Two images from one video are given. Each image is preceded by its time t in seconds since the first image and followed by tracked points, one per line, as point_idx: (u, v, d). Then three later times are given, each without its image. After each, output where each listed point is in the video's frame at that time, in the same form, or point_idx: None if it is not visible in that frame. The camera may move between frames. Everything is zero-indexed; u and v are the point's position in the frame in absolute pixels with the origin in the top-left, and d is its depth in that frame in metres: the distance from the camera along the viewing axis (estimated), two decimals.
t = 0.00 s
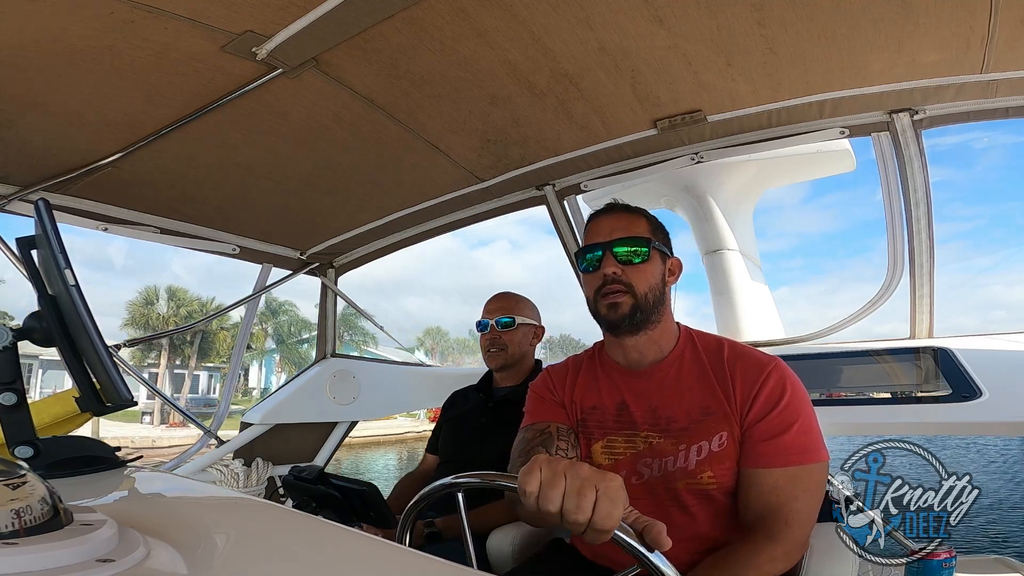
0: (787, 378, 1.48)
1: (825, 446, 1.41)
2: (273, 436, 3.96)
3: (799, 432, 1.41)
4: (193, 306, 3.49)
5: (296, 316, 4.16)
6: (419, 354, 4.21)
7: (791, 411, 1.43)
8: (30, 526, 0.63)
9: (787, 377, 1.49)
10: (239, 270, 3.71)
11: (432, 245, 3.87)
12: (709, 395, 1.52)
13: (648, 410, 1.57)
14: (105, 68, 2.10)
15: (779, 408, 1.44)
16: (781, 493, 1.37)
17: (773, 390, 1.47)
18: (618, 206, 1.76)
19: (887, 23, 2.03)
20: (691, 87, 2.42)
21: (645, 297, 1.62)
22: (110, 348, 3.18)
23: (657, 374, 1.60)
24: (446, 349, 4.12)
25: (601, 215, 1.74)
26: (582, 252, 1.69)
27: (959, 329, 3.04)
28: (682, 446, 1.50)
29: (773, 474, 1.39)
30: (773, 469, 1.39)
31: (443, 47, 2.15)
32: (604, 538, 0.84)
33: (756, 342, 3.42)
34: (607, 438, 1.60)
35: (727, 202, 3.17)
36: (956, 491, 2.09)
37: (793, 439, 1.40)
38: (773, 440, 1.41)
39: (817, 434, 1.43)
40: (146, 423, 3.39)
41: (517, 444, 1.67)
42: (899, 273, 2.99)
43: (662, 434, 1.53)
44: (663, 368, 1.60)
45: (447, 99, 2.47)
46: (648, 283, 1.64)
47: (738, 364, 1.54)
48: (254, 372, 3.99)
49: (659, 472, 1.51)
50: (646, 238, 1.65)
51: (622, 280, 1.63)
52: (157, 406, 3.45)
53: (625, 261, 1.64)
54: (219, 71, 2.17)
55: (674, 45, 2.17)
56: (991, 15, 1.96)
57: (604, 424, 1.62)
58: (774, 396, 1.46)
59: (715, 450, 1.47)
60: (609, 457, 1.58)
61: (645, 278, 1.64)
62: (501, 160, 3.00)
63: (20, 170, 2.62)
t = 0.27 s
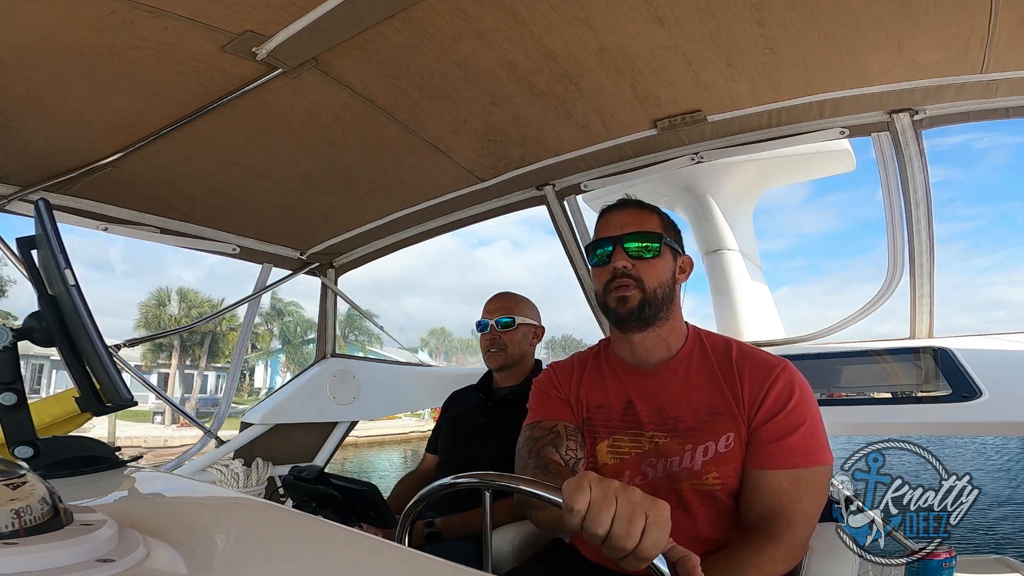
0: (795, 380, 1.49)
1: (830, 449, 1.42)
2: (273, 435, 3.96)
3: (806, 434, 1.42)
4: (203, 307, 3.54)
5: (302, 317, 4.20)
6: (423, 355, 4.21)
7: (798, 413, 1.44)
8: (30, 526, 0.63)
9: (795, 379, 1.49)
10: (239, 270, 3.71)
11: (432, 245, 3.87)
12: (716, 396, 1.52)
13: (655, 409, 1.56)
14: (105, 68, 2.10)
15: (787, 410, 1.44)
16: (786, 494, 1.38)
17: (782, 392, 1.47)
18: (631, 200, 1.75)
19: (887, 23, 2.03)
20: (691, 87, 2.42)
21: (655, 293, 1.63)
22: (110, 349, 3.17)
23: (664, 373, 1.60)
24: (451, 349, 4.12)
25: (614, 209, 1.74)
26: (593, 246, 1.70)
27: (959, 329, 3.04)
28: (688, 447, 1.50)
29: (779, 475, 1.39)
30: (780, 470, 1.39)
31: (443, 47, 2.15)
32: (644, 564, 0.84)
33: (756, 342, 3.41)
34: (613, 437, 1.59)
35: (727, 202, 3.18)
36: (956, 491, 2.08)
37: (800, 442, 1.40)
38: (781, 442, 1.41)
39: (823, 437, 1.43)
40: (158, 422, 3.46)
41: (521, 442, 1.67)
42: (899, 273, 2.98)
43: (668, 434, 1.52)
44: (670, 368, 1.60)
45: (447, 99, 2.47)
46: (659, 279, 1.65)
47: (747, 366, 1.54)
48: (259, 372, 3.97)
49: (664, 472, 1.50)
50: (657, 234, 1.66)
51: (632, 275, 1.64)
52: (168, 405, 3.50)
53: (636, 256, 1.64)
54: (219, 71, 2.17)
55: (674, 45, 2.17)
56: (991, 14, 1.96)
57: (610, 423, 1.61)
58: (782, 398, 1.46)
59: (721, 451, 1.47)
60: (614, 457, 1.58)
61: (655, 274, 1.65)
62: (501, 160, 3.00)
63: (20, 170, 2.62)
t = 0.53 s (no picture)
0: (800, 381, 1.49)
1: (834, 451, 1.42)
2: (273, 435, 3.96)
3: (811, 435, 1.42)
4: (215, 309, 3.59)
5: (307, 318, 4.23)
6: (427, 355, 4.22)
7: (803, 414, 1.44)
8: (30, 526, 0.63)
9: (800, 381, 1.49)
10: (239, 270, 3.71)
11: (433, 245, 3.87)
12: (721, 397, 1.52)
13: (659, 411, 1.56)
14: (105, 68, 2.10)
15: (791, 411, 1.44)
16: (790, 495, 1.38)
17: (787, 393, 1.47)
18: (637, 200, 1.74)
19: (887, 23, 2.03)
20: (691, 87, 2.42)
21: (661, 293, 1.62)
22: (111, 349, 3.14)
23: (668, 375, 1.60)
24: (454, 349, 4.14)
25: (620, 208, 1.73)
26: (598, 245, 1.69)
27: (959, 329, 3.04)
28: (693, 447, 1.50)
29: (784, 476, 1.39)
30: (784, 471, 1.39)
31: (443, 47, 2.15)
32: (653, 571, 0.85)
33: (756, 342, 3.42)
34: (616, 439, 1.59)
35: (727, 202, 3.18)
36: (955, 491, 2.07)
37: (805, 443, 1.40)
38: (785, 442, 1.41)
39: (827, 438, 1.43)
40: (170, 422, 3.51)
41: (524, 443, 1.67)
42: (899, 274, 2.98)
43: (672, 435, 1.52)
44: (675, 369, 1.60)
45: (447, 99, 2.47)
46: (665, 279, 1.64)
47: (751, 367, 1.54)
48: (265, 372, 4.01)
49: (668, 473, 1.50)
50: (665, 234, 1.65)
51: (639, 274, 1.63)
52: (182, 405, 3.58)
53: (642, 256, 1.63)
54: (219, 71, 2.17)
55: (674, 45, 2.17)
56: (991, 15, 1.96)
57: (614, 425, 1.61)
58: (787, 399, 1.46)
59: (726, 452, 1.47)
60: (618, 458, 1.58)
61: (661, 274, 1.64)
62: (501, 160, 3.00)
63: (20, 170, 2.62)
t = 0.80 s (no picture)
0: (799, 379, 1.49)
1: (835, 449, 1.42)
2: (273, 435, 3.96)
3: (811, 433, 1.42)
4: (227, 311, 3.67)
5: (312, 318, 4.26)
6: (431, 355, 4.23)
7: (803, 412, 1.44)
8: (30, 526, 0.63)
9: (800, 379, 1.49)
10: (239, 270, 3.71)
11: (433, 245, 3.87)
12: (722, 395, 1.52)
13: (660, 409, 1.56)
14: (105, 68, 2.10)
15: (791, 408, 1.44)
16: (791, 492, 1.38)
17: (787, 391, 1.47)
18: (634, 202, 1.75)
19: (887, 23, 2.03)
20: (691, 87, 2.43)
21: (659, 294, 1.62)
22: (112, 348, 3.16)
23: (669, 374, 1.60)
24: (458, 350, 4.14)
25: (617, 210, 1.73)
26: (596, 246, 1.69)
27: (959, 329, 3.04)
28: (694, 446, 1.50)
29: (785, 473, 1.39)
30: (785, 468, 1.39)
31: (443, 47, 2.15)
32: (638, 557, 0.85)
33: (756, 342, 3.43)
34: (618, 438, 1.59)
35: (727, 202, 3.17)
36: (956, 491, 2.07)
37: (805, 440, 1.40)
38: (785, 440, 1.41)
39: (828, 436, 1.43)
40: (181, 423, 3.55)
41: (525, 443, 1.67)
42: (899, 274, 2.98)
43: (673, 433, 1.52)
44: (675, 368, 1.60)
45: (447, 99, 2.47)
46: (662, 279, 1.64)
47: (752, 365, 1.54)
48: (271, 373, 4.02)
49: (669, 471, 1.50)
50: (661, 234, 1.65)
51: (636, 275, 1.63)
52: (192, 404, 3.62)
53: (640, 257, 1.64)
54: (219, 71, 2.17)
55: (674, 45, 2.17)
56: (991, 15, 1.96)
57: (615, 424, 1.61)
58: (787, 397, 1.46)
59: (727, 450, 1.47)
60: (619, 457, 1.57)
61: (659, 274, 1.64)
62: (501, 160, 3.00)
63: (20, 170, 2.62)
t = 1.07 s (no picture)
0: (793, 375, 1.48)
1: (830, 443, 1.41)
2: (273, 435, 3.96)
3: (806, 427, 1.41)
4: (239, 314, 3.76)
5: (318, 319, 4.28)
6: (435, 356, 4.22)
7: (797, 407, 1.43)
8: (30, 526, 0.63)
9: (793, 374, 1.49)
10: (239, 270, 3.71)
11: (433, 245, 3.87)
12: (716, 393, 1.52)
13: (656, 408, 1.57)
14: (105, 68, 2.10)
15: (785, 404, 1.44)
16: (787, 487, 1.37)
17: (780, 387, 1.47)
18: (620, 206, 1.76)
19: (888, 23, 2.03)
20: (691, 87, 2.42)
21: (646, 296, 1.63)
22: (111, 348, 3.13)
23: (664, 373, 1.60)
24: (462, 350, 4.13)
25: (603, 216, 1.75)
26: (583, 253, 1.71)
27: (960, 329, 3.04)
28: (690, 443, 1.50)
29: (780, 469, 1.38)
30: (780, 464, 1.38)
31: (443, 47, 2.15)
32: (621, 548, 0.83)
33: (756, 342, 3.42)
34: (615, 437, 1.60)
35: (727, 202, 3.17)
36: (955, 492, 2.11)
37: (799, 435, 1.40)
38: (780, 435, 1.40)
39: (823, 431, 1.43)
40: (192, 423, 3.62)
41: (524, 443, 1.67)
42: (899, 274, 2.99)
43: (670, 431, 1.53)
44: (671, 367, 1.60)
45: (447, 99, 2.47)
46: (650, 282, 1.65)
47: (745, 362, 1.54)
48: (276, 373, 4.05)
49: (666, 469, 1.50)
50: (646, 237, 1.66)
51: (623, 279, 1.64)
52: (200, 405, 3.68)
53: (626, 261, 1.64)
54: (219, 71, 2.17)
55: (674, 45, 2.17)
56: (991, 15, 1.96)
57: (612, 423, 1.61)
58: (781, 392, 1.46)
59: (722, 447, 1.47)
60: (617, 456, 1.58)
61: (646, 277, 1.65)
62: (501, 160, 3.00)
63: (20, 169, 2.62)
